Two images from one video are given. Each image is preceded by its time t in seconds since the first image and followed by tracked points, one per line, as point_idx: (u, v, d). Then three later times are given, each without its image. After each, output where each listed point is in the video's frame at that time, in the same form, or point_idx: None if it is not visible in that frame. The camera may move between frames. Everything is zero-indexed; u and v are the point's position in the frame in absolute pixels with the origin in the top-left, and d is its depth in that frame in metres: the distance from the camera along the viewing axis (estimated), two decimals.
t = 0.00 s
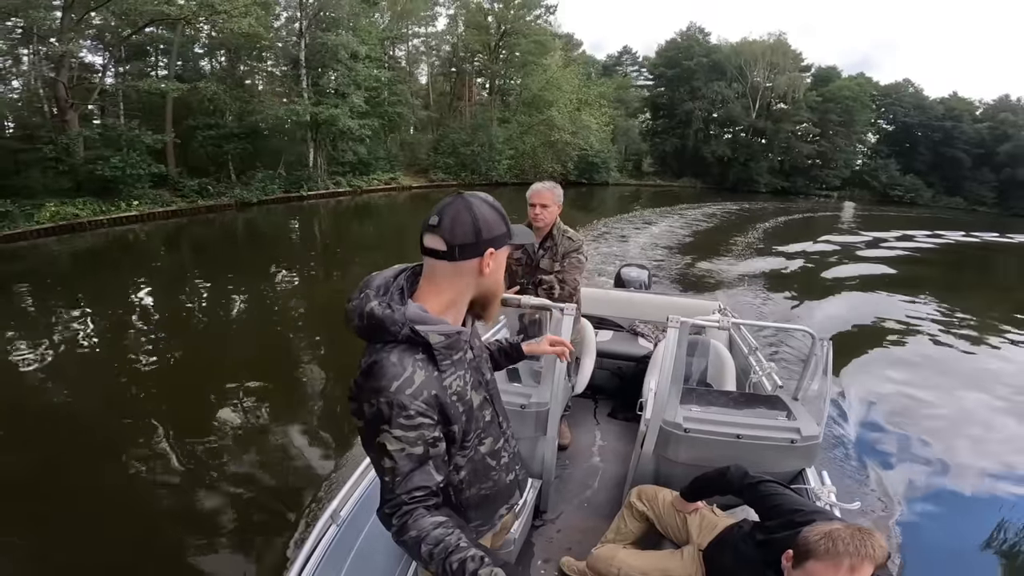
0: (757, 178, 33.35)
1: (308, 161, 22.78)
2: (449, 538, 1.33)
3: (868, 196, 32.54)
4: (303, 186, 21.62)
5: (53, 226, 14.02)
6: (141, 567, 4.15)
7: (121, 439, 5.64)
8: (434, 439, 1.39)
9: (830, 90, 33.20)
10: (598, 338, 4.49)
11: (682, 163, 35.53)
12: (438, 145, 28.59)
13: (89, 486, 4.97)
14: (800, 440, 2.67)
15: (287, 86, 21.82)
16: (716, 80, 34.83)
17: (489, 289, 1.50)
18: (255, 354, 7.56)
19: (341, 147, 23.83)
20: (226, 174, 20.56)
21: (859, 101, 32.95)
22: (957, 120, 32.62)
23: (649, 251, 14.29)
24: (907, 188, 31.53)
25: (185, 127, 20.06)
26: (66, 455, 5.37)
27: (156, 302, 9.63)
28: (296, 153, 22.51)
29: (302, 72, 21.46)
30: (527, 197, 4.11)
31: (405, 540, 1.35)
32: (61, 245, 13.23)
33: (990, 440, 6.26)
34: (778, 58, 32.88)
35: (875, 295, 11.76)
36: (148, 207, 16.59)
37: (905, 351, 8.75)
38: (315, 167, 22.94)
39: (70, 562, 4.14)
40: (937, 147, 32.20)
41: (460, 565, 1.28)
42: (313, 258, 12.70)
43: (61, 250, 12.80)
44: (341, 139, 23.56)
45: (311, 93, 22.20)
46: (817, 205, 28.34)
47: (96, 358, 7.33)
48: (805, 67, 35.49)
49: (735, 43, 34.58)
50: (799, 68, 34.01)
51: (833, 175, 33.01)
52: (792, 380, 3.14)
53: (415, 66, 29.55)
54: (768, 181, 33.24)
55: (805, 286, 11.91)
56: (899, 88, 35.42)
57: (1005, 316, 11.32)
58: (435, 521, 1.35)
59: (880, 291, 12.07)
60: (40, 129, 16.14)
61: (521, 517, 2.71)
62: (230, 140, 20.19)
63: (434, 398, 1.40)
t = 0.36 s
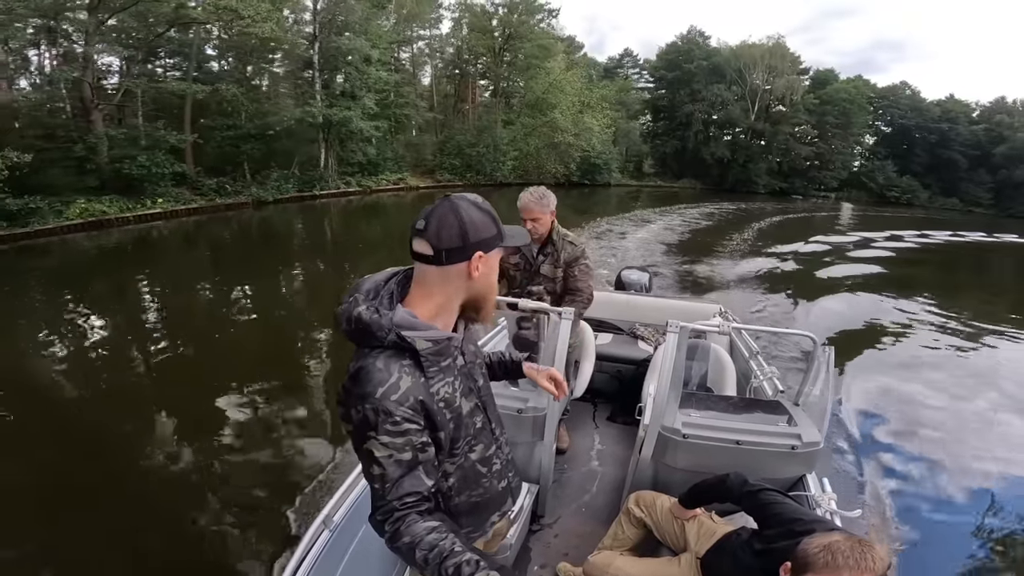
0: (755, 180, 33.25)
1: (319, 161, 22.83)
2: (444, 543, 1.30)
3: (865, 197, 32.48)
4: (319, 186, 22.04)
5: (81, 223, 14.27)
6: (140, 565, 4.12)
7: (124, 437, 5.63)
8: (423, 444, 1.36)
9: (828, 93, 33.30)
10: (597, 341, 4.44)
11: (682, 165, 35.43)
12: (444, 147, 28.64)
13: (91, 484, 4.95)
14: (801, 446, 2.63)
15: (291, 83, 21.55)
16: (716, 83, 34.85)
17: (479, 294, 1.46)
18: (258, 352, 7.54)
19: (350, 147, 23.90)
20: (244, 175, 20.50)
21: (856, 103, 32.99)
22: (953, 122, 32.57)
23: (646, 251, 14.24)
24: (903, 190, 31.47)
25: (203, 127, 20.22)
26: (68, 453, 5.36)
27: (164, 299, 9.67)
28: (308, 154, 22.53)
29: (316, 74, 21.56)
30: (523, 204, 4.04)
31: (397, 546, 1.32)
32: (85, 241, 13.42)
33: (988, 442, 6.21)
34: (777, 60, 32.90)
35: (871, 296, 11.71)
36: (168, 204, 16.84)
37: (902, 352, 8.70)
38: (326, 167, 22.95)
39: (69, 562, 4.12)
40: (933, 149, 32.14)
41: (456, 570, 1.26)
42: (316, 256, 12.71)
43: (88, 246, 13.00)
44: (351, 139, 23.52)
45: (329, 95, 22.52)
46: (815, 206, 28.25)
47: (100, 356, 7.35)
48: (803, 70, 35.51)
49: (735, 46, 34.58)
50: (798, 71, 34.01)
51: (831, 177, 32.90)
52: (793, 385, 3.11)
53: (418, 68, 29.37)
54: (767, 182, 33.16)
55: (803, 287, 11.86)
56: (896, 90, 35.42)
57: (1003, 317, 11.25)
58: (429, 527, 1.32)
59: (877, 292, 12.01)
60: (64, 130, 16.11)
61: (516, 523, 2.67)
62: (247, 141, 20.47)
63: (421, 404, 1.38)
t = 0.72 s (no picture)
0: (754, 180, 33.17)
1: (329, 160, 23.13)
2: (435, 533, 1.31)
3: (862, 198, 32.40)
4: (328, 184, 22.33)
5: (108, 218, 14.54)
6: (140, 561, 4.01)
7: (132, 430, 5.56)
8: (410, 430, 1.41)
9: (826, 94, 33.41)
10: (600, 341, 4.37)
11: (682, 165, 35.34)
12: (449, 147, 28.69)
13: (97, 477, 4.89)
14: (812, 448, 2.56)
15: (296, 84, 21.73)
16: (716, 85, 34.91)
17: (424, 282, 1.48)
18: (263, 348, 7.47)
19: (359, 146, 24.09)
20: (258, 173, 21.07)
21: (853, 104, 33.07)
22: (949, 123, 32.65)
23: (645, 249, 14.18)
24: (900, 190, 31.44)
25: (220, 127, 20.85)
26: (74, 445, 5.30)
27: (174, 293, 9.66)
28: (320, 153, 22.99)
29: (328, 76, 21.84)
30: (525, 202, 3.98)
31: (389, 536, 1.34)
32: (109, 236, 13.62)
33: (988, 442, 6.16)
34: (776, 62, 33.01)
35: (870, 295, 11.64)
36: (187, 201, 17.17)
37: (903, 352, 8.63)
38: (336, 168, 23.21)
39: (69, 557, 4.00)
40: (930, 150, 32.18)
41: (447, 560, 1.25)
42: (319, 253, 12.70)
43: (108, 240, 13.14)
44: (361, 139, 23.57)
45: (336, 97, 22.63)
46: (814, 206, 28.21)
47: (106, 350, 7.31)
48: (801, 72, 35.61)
49: (735, 48, 34.70)
50: (795, 73, 34.13)
51: (828, 177, 32.85)
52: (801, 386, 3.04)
53: (422, 69, 29.64)
54: (765, 183, 33.08)
55: (803, 286, 11.79)
56: (893, 92, 35.54)
57: (1002, 317, 11.19)
58: (419, 517, 1.33)
59: (876, 292, 11.94)
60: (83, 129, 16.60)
61: (519, 526, 2.61)
62: (264, 139, 21.07)
63: (405, 388, 1.44)
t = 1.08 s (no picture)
0: (753, 181, 33.10)
1: (340, 161, 23.29)
2: (432, 530, 1.30)
3: (859, 198, 32.37)
4: (340, 184, 22.30)
5: (134, 217, 14.70)
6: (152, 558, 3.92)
7: (147, 425, 5.51)
8: (407, 424, 1.41)
9: (823, 96, 33.54)
10: (607, 343, 4.31)
11: (683, 166, 35.30)
12: (455, 148, 28.75)
13: (100, 471, 4.85)
14: (827, 451, 2.52)
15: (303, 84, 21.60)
16: (715, 87, 34.99)
17: (441, 283, 1.45)
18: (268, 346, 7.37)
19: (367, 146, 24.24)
20: (272, 173, 21.49)
21: (850, 106, 33.17)
22: (945, 124, 32.72)
23: (645, 248, 14.14)
24: (896, 190, 31.41)
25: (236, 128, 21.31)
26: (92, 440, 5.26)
27: (184, 290, 9.65)
28: (330, 154, 23.13)
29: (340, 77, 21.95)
30: (529, 200, 3.97)
31: (386, 530, 1.32)
32: (134, 233, 13.75)
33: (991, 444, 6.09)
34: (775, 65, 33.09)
35: (868, 294, 11.61)
36: (208, 199, 17.30)
37: (902, 351, 8.59)
38: (345, 167, 23.37)
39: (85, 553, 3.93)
40: (926, 150, 32.26)
41: (443, 556, 1.24)
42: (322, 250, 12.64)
43: (129, 237, 13.29)
44: (370, 140, 23.58)
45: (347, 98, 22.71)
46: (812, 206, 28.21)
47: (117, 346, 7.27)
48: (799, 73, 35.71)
49: (734, 50, 34.85)
50: (793, 75, 34.28)
51: (826, 178, 32.84)
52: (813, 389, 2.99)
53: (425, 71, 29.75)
54: (764, 183, 33.03)
55: (804, 286, 11.76)
56: (889, 93, 35.67)
57: (1000, 316, 11.15)
58: (417, 513, 1.32)
59: (875, 291, 11.92)
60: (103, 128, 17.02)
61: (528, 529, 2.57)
62: (280, 141, 21.47)
63: (402, 382, 1.43)
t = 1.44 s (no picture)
0: (750, 181, 33.15)
1: (349, 162, 23.39)
2: (432, 539, 1.28)
3: (855, 198, 32.37)
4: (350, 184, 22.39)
5: (155, 213, 15.10)
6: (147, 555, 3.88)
7: (153, 421, 5.50)
8: (408, 433, 1.38)
9: (819, 98, 33.59)
10: (609, 346, 4.28)
11: (682, 167, 35.23)
12: (458, 150, 28.78)
13: (104, 465, 4.84)
14: (834, 454, 2.49)
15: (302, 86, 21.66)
16: (713, 89, 35.02)
17: (444, 289, 1.42)
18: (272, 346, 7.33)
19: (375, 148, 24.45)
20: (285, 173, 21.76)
21: (846, 107, 33.20)
22: (940, 125, 32.69)
23: (645, 248, 14.11)
24: (892, 191, 31.31)
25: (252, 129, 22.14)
26: (98, 434, 5.29)
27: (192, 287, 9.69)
28: (338, 155, 23.14)
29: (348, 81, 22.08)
30: (529, 202, 3.94)
31: (385, 540, 1.31)
32: (156, 231, 14.01)
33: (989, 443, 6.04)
34: (772, 67, 33.12)
35: (868, 294, 11.58)
36: (227, 199, 17.68)
37: (903, 351, 8.54)
38: (354, 168, 23.41)
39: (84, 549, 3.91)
40: (921, 151, 32.26)
41: (443, 566, 1.24)
42: (324, 250, 12.64)
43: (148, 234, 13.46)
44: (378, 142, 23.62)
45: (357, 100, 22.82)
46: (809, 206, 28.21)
47: (121, 342, 7.31)
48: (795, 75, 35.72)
49: (732, 52, 34.85)
50: (790, 77, 34.30)
51: (823, 178, 32.84)
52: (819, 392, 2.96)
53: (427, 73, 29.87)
54: (762, 184, 32.96)
55: (804, 286, 11.72)
56: (885, 95, 35.69)
57: (998, 315, 11.07)
58: (416, 522, 1.31)
59: (873, 290, 11.87)
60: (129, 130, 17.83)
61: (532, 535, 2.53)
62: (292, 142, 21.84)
63: (404, 391, 1.41)
